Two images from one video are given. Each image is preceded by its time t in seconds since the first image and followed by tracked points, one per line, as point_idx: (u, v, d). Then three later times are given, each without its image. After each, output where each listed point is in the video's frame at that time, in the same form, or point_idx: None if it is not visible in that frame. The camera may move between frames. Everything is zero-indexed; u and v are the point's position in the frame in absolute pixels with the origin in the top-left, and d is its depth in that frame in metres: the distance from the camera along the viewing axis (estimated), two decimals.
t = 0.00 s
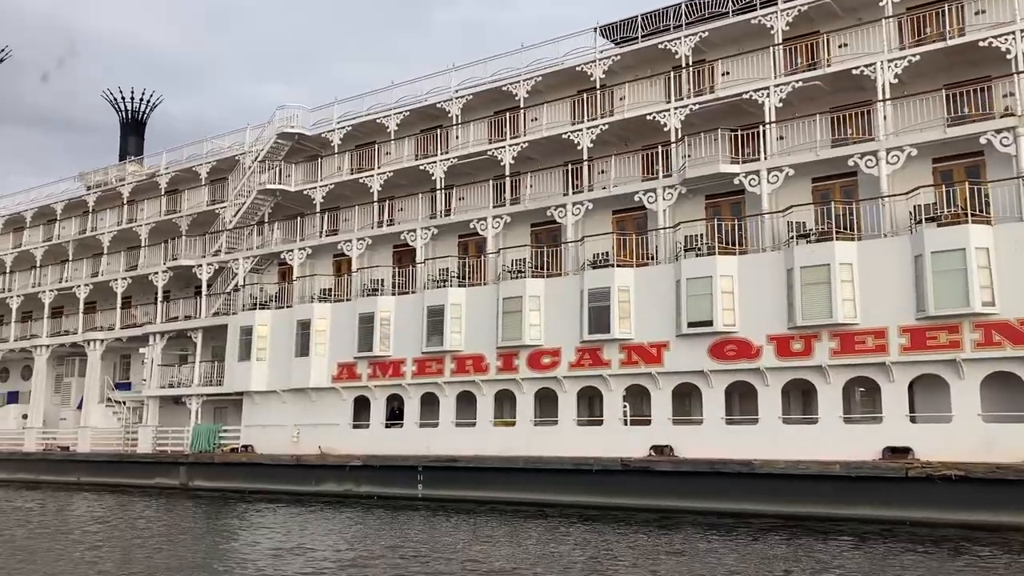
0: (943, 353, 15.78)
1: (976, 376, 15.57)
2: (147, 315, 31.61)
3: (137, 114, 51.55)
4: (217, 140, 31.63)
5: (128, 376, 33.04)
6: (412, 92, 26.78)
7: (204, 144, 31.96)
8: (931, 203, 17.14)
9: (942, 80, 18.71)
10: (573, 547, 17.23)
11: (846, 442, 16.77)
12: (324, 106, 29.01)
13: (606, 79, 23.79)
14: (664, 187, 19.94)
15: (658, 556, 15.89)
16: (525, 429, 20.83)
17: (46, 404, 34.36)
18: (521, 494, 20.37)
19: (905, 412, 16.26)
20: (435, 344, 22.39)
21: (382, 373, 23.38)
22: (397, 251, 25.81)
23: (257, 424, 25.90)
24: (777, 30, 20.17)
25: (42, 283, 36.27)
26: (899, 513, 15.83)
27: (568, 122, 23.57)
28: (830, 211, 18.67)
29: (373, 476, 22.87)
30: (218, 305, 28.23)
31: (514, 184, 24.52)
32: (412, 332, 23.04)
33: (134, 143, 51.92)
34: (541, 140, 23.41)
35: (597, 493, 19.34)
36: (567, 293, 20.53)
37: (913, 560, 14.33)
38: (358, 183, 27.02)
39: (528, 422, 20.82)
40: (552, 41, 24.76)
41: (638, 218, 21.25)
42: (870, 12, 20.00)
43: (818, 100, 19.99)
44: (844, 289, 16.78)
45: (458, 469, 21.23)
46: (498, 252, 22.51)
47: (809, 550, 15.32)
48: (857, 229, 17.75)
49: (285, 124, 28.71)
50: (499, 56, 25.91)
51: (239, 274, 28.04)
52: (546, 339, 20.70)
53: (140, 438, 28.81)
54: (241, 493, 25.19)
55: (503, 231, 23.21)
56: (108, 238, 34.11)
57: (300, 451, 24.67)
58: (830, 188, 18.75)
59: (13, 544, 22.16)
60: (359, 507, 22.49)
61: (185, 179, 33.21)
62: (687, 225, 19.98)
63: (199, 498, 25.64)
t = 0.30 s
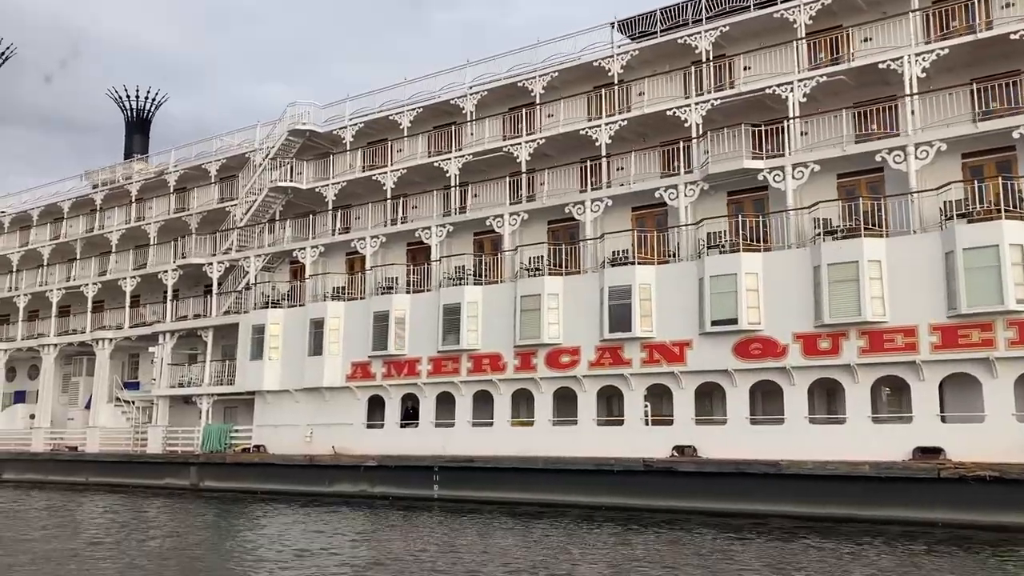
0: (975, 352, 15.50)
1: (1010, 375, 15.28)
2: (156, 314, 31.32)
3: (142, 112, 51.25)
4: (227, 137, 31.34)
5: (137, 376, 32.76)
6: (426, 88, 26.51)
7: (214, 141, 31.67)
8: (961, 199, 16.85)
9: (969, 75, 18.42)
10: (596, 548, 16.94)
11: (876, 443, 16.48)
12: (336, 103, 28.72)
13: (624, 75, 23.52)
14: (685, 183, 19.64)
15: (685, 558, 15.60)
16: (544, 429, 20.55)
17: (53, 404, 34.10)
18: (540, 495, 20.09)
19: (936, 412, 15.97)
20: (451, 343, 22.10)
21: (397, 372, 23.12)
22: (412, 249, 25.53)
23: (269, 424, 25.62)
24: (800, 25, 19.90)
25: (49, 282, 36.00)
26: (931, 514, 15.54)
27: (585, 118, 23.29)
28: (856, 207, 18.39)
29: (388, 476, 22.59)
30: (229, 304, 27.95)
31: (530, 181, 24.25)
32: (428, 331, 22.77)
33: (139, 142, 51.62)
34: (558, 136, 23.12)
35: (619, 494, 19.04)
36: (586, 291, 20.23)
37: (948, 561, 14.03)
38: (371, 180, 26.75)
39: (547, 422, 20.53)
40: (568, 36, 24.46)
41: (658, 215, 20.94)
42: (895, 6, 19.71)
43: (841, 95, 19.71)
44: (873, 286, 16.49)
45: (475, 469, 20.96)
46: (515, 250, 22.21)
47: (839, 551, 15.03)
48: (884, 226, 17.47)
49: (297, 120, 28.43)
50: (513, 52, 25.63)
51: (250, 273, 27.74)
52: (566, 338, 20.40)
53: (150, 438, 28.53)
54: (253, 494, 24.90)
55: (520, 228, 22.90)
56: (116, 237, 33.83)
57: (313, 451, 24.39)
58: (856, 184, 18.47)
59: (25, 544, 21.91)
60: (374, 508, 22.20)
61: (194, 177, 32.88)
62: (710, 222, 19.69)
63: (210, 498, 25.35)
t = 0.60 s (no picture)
0: (1009, 350, 15.19)
1: None
2: (165, 313, 30.98)
3: (146, 110, 50.94)
4: (236, 134, 31.03)
5: (144, 375, 32.44)
6: (439, 85, 26.22)
7: (223, 138, 31.35)
8: (992, 195, 16.55)
9: (997, 69, 18.11)
10: (619, 550, 16.63)
11: (906, 443, 16.15)
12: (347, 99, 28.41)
13: (641, 70, 23.22)
14: (707, 179, 19.35)
15: (712, 560, 15.30)
16: (563, 429, 20.23)
17: (60, 403, 33.78)
18: (559, 496, 19.78)
19: (969, 411, 15.65)
20: (467, 342, 21.79)
21: (412, 371, 22.82)
22: (426, 247, 25.23)
23: (281, 424, 25.30)
24: (823, 19, 19.67)
25: (55, 281, 35.67)
26: (964, 516, 15.20)
27: (602, 114, 22.98)
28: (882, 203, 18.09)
29: (403, 477, 22.28)
30: (240, 302, 27.63)
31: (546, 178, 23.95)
32: (444, 329, 22.46)
33: (143, 140, 51.31)
34: (575, 132, 22.81)
35: (640, 495, 18.73)
36: (606, 289, 19.89)
37: (985, 564, 13.71)
38: (384, 177, 26.46)
39: (565, 422, 20.21)
40: (584, 31, 24.16)
41: (679, 212, 20.62)
42: None
43: (866, 90, 19.40)
44: (903, 284, 16.18)
45: (493, 469, 20.65)
46: (532, 248, 21.87)
47: (871, 553, 14.72)
48: (913, 222, 17.18)
49: (308, 117, 28.12)
50: (528, 47, 25.33)
51: (261, 271, 27.37)
52: (585, 337, 20.06)
53: (158, 438, 28.22)
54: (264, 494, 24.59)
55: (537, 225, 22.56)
56: (124, 235, 33.52)
57: (326, 451, 24.09)
58: (883, 180, 18.18)
59: (35, 546, 21.64)
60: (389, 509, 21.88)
61: (203, 175, 32.53)
62: (733, 219, 19.38)
63: (221, 499, 25.03)
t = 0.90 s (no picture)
0: None
1: None
2: (173, 311, 30.67)
3: (151, 108, 50.65)
4: (246, 131, 30.74)
5: (153, 374, 32.15)
6: (453, 80, 25.91)
7: (232, 135, 31.05)
8: None
9: None
10: (643, 551, 16.34)
11: (937, 443, 15.83)
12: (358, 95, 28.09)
13: (659, 65, 22.91)
14: (730, 175, 19.02)
15: (739, 562, 15.01)
16: (582, 429, 19.92)
17: (67, 403, 33.50)
18: (579, 497, 19.48)
19: (1003, 410, 15.33)
20: (484, 340, 21.48)
21: (427, 370, 22.52)
22: (440, 245, 24.94)
23: (293, 424, 25.00)
24: (847, 11, 19.34)
25: (62, 280, 35.37)
26: (998, 517, 14.88)
27: (619, 109, 22.66)
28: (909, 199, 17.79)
29: (418, 477, 21.98)
30: (251, 301, 27.33)
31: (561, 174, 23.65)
32: (460, 328, 22.17)
33: (148, 138, 51.04)
34: (592, 128, 22.50)
35: (661, 496, 18.42)
36: (626, 286, 19.56)
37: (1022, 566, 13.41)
38: (397, 173, 26.16)
39: (585, 421, 19.89)
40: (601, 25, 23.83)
41: (700, 208, 20.30)
42: None
43: (891, 84, 19.10)
44: (934, 281, 15.87)
45: (511, 470, 20.35)
46: (549, 246, 21.52)
47: (903, 555, 14.42)
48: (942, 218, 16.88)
49: (319, 114, 27.81)
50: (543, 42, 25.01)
51: (273, 269, 27.15)
52: (605, 335, 19.71)
53: (168, 438, 27.93)
54: (276, 495, 24.29)
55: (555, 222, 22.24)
56: (132, 233, 33.23)
57: (340, 451, 23.79)
58: (911, 175, 17.88)
59: (46, 547, 21.36)
60: (403, 510, 21.58)
61: (212, 172, 32.23)
62: (757, 216, 19.08)
63: (233, 500, 24.73)
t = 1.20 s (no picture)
0: None
1: None
2: (182, 310, 30.35)
3: (156, 107, 50.30)
4: (256, 128, 30.44)
5: (161, 374, 31.85)
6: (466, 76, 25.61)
7: (241, 132, 30.75)
8: None
9: None
10: (669, 553, 16.05)
11: (969, 443, 15.54)
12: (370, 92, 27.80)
13: (678, 60, 22.62)
14: (754, 171, 18.71)
15: (770, 564, 14.72)
16: (602, 429, 19.64)
17: (75, 403, 33.19)
18: (599, 498, 19.19)
19: None
20: (501, 339, 21.17)
21: (443, 369, 22.24)
22: (454, 242, 24.62)
23: (305, 423, 24.71)
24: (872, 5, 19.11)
25: (69, 278, 35.04)
26: None
27: (637, 104, 22.35)
28: (938, 194, 17.49)
29: (434, 478, 21.69)
30: (262, 299, 27.01)
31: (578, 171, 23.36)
32: (476, 326, 21.88)
33: (153, 137, 50.70)
34: (610, 123, 22.20)
35: (684, 497, 18.12)
36: (647, 283, 19.26)
37: None
38: (411, 170, 25.86)
39: (605, 421, 19.61)
40: (618, 20, 23.54)
41: (722, 204, 19.98)
42: None
43: (917, 79, 18.81)
44: (966, 277, 15.58)
45: (530, 470, 20.06)
46: (567, 243, 21.20)
47: (937, 556, 14.13)
48: (972, 214, 16.58)
49: (330, 110, 27.52)
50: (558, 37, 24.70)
51: (284, 267, 26.85)
52: (625, 334, 19.40)
53: (178, 438, 27.62)
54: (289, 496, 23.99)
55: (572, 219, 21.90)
56: (140, 231, 32.92)
57: (354, 451, 23.51)
58: (939, 171, 17.59)
59: (57, 549, 21.08)
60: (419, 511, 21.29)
61: (221, 170, 31.93)
62: (781, 212, 18.79)
63: (244, 501, 24.44)
